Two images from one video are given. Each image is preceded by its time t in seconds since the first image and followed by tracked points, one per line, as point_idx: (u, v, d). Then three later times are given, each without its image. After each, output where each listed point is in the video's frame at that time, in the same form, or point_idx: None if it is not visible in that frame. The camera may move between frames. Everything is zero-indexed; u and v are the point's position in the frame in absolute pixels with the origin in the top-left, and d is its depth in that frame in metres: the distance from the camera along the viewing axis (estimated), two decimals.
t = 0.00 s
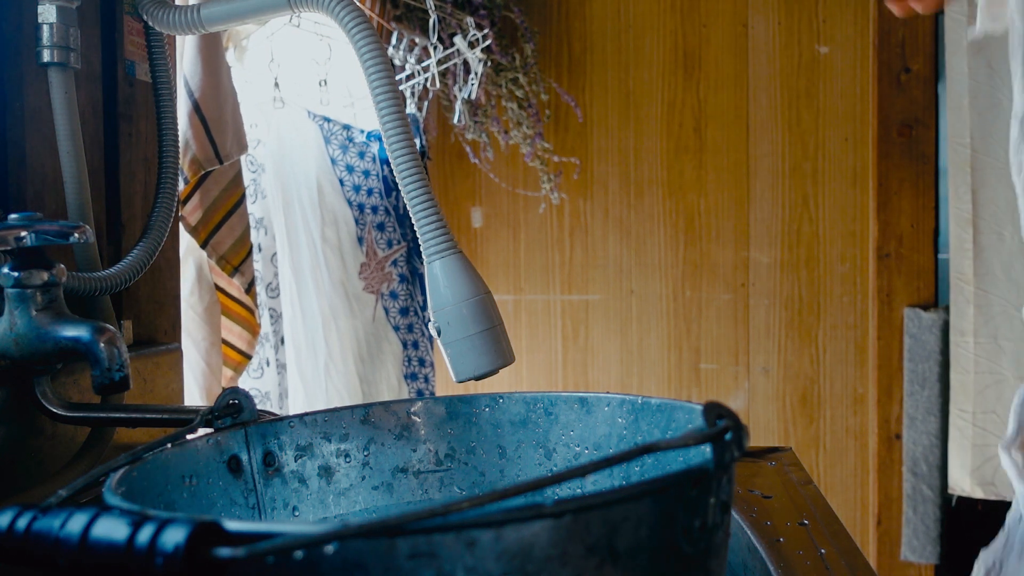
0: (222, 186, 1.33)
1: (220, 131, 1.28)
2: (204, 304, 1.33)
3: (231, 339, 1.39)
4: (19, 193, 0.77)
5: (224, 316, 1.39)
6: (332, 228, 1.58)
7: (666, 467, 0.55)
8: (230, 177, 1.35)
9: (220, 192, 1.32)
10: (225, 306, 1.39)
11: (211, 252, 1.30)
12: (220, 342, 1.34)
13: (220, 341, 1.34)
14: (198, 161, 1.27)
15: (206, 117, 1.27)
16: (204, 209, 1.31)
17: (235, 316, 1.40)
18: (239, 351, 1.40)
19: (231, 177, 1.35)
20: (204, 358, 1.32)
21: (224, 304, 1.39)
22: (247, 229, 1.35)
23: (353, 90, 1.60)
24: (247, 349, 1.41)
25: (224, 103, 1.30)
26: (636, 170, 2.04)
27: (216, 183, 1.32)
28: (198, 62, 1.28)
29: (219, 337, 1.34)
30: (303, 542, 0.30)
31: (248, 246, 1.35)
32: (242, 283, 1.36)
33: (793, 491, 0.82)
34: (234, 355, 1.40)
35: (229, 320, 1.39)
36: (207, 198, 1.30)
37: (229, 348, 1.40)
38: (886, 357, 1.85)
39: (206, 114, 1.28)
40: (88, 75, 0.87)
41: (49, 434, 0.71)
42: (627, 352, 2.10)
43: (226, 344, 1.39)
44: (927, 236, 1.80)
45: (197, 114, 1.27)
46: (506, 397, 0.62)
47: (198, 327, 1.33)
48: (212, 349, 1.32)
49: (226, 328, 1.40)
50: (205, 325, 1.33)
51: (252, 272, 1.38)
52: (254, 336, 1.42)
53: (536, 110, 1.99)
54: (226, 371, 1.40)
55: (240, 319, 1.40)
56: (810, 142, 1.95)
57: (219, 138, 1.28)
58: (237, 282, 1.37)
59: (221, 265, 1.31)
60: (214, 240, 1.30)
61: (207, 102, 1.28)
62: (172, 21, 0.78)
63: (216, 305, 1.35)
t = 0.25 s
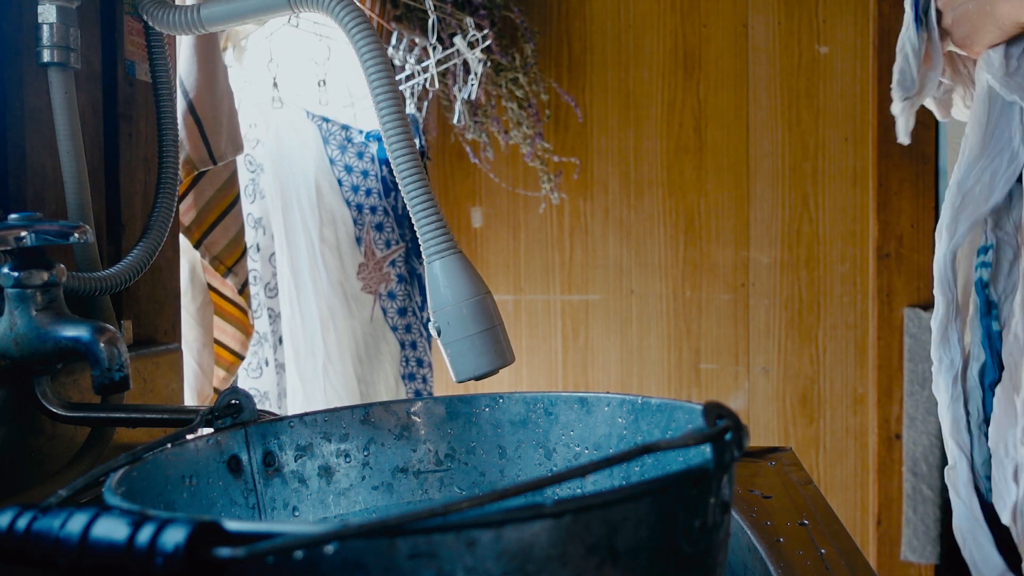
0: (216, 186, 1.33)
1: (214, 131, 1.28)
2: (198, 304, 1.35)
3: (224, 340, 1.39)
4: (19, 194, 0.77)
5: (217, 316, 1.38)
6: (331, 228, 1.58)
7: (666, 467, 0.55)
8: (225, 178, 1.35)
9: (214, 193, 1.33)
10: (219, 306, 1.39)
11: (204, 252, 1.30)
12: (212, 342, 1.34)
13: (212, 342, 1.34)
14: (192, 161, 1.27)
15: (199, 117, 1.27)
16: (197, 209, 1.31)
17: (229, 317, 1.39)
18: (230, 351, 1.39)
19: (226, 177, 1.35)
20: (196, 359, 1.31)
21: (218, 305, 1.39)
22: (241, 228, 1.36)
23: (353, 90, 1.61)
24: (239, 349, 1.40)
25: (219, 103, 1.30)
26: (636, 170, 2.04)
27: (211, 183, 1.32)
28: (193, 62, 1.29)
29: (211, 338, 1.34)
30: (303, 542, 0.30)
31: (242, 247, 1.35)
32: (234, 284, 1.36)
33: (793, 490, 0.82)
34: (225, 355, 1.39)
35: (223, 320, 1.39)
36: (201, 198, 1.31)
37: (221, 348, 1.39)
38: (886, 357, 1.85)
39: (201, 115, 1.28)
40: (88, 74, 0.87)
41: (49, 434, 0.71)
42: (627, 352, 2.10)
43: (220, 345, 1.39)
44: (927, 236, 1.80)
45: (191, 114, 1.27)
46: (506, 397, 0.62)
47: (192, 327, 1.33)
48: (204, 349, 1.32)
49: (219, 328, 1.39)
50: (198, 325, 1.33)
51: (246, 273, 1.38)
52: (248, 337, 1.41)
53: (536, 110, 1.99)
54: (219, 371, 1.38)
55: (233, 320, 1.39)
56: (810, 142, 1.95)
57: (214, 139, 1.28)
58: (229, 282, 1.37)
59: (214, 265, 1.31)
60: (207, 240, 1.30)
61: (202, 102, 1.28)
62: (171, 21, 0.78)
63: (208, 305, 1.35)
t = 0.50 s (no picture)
0: (219, 187, 1.33)
1: (217, 131, 1.28)
2: (200, 304, 1.34)
3: (228, 340, 1.38)
4: (19, 194, 0.77)
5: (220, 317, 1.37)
6: (331, 228, 1.58)
7: (666, 467, 0.55)
8: (227, 177, 1.35)
9: (216, 193, 1.33)
10: (222, 306, 1.37)
11: (208, 252, 1.30)
12: (215, 342, 1.34)
13: (216, 342, 1.34)
14: (195, 162, 1.27)
15: (202, 118, 1.27)
16: (200, 209, 1.31)
17: (232, 317, 1.38)
18: (234, 351, 1.39)
19: (228, 178, 1.35)
20: (200, 358, 1.31)
21: (221, 305, 1.37)
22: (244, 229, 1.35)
23: (353, 90, 1.61)
24: (242, 349, 1.40)
25: (221, 103, 1.30)
26: (636, 170, 2.04)
27: (213, 182, 1.33)
28: (195, 63, 1.29)
29: (214, 337, 1.34)
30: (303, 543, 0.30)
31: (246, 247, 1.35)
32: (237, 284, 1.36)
33: (793, 491, 0.82)
34: (229, 355, 1.39)
35: (225, 321, 1.38)
36: (203, 198, 1.31)
37: (224, 348, 1.39)
38: (887, 357, 1.86)
39: (203, 115, 1.28)
40: (88, 74, 0.87)
41: (49, 434, 0.71)
42: (627, 352, 2.09)
43: (223, 345, 1.39)
44: (926, 236, 1.80)
45: (194, 114, 1.27)
46: (506, 397, 0.62)
47: (195, 327, 1.33)
48: (208, 349, 1.32)
49: (222, 328, 1.38)
50: (201, 326, 1.33)
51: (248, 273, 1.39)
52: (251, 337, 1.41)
53: (536, 110, 1.99)
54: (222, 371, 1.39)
55: (237, 321, 1.38)
56: (810, 142, 1.95)
57: (216, 138, 1.28)
58: (233, 282, 1.36)
59: (216, 265, 1.31)
60: (210, 240, 1.30)
61: (204, 102, 1.28)
62: (171, 21, 0.78)
63: (211, 305, 1.34)
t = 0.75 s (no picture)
0: (224, 186, 1.33)
1: (222, 131, 1.29)
2: (207, 304, 1.34)
3: (234, 339, 1.40)
4: (19, 193, 0.77)
5: (226, 316, 1.39)
6: (332, 228, 1.58)
7: (666, 467, 0.55)
8: (231, 177, 1.35)
9: (221, 192, 1.32)
10: (228, 306, 1.39)
11: (215, 251, 1.30)
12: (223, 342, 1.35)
13: (223, 341, 1.35)
14: (200, 162, 1.27)
15: (207, 117, 1.27)
16: (205, 208, 1.30)
17: (238, 317, 1.39)
18: (240, 351, 1.40)
19: (232, 177, 1.35)
20: (207, 358, 1.32)
21: (227, 305, 1.38)
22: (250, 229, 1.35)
23: (353, 90, 1.61)
24: (248, 349, 1.41)
25: (225, 103, 1.30)
26: (637, 170, 2.04)
27: (218, 182, 1.32)
28: (198, 62, 1.28)
29: (222, 337, 1.34)
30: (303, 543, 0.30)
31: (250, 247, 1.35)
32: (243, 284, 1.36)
33: (793, 491, 0.82)
34: (235, 354, 1.40)
35: (232, 320, 1.39)
36: (208, 198, 1.30)
37: (231, 347, 1.40)
38: (886, 357, 1.84)
39: (208, 115, 1.28)
40: (88, 75, 0.87)
41: (49, 434, 0.71)
42: (627, 352, 2.10)
43: (229, 344, 1.40)
44: (927, 236, 1.80)
45: (198, 114, 1.27)
46: (506, 397, 0.62)
47: (201, 327, 1.33)
48: (214, 348, 1.32)
49: (228, 328, 1.40)
50: (208, 325, 1.33)
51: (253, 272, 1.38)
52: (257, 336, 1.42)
53: (536, 110, 1.98)
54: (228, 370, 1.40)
55: (243, 320, 1.40)
56: (810, 142, 1.95)
57: (221, 138, 1.28)
58: (238, 281, 1.37)
59: (222, 264, 1.31)
60: (216, 239, 1.30)
61: (209, 102, 1.28)
62: (171, 21, 0.78)
63: (217, 305, 1.35)
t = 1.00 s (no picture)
0: (224, 186, 1.33)
1: (222, 130, 1.29)
2: (209, 304, 1.34)
3: (236, 340, 1.40)
4: (19, 193, 0.77)
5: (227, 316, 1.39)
6: (332, 228, 1.58)
7: (666, 468, 0.55)
8: (232, 177, 1.35)
9: (222, 192, 1.32)
10: (229, 306, 1.39)
11: (216, 251, 1.30)
12: (224, 342, 1.35)
13: (224, 342, 1.35)
14: (201, 161, 1.27)
15: (207, 117, 1.27)
16: (206, 208, 1.30)
17: (239, 317, 1.39)
18: (241, 351, 1.40)
19: (233, 176, 1.35)
20: (208, 358, 1.32)
21: (228, 305, 1.38)
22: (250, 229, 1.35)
23: (353, 90, 1.59)
24: (249, 349, 1.41)
25: (225, 103, 1.30)
26: (636, 170, 2.04)
27: (219, 182, 1.32)
28: (199, 62, 1.28)
29: (222, 337, 1.35)
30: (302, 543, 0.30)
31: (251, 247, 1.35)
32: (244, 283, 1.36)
33: (793, 491, 0.82)
34: (236, 354, 1.40)
35: (233, 320, 1.39)
36: (209, 198, 1.30)
37: (232, 348, 1.40)
38: (886, 358, 1.85)
39: (208, 114, 1.28)
40: (88, 75, 0.87)
41: (49, 434, 0.71)
42: (627, 352, 2.09)
43: (230, 344, 1.40)
44: (927, 236, 1.80)
45: (199, 113, 1.27)
46: (506, 397, 0.62)
47: (202, 327, 1.33)
48: (216, 348, 1.33)
49: (230, 328, 1.40)
50: (209, 325, 1.34)
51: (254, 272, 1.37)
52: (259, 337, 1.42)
53: (536, 109, 1.98)
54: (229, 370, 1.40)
55: (244, 321, 1.40)
56: (810, 141, 1.95)
57: (222, 138, 1.28)
58: (238, 281, 1.36)
59: (223, 264, 1.31)
60: (217, 239, 1.30)
61: (209, 102, 1.28)
62: (171, 21, 0.78)
63: (218, 305, 1.35)
